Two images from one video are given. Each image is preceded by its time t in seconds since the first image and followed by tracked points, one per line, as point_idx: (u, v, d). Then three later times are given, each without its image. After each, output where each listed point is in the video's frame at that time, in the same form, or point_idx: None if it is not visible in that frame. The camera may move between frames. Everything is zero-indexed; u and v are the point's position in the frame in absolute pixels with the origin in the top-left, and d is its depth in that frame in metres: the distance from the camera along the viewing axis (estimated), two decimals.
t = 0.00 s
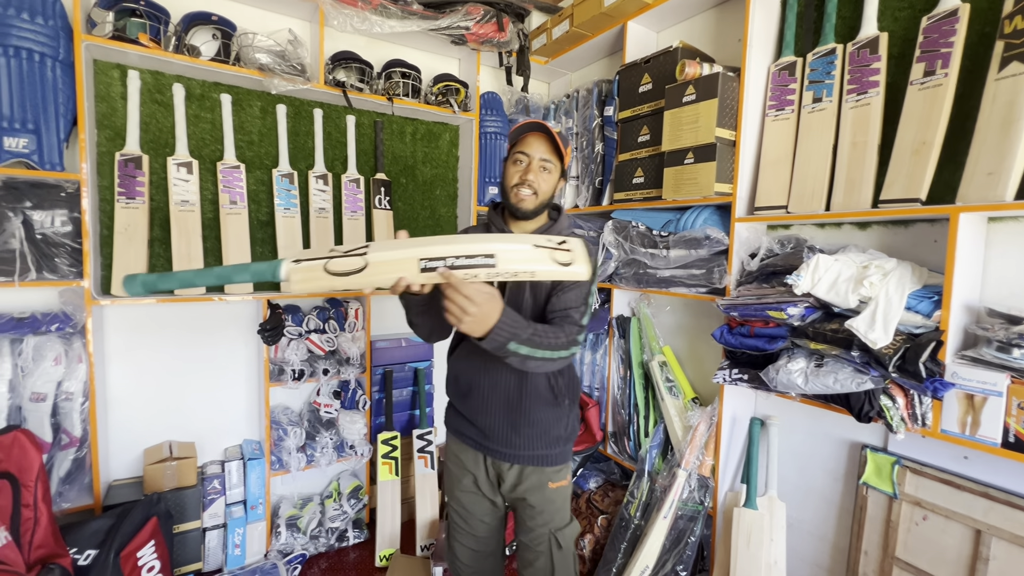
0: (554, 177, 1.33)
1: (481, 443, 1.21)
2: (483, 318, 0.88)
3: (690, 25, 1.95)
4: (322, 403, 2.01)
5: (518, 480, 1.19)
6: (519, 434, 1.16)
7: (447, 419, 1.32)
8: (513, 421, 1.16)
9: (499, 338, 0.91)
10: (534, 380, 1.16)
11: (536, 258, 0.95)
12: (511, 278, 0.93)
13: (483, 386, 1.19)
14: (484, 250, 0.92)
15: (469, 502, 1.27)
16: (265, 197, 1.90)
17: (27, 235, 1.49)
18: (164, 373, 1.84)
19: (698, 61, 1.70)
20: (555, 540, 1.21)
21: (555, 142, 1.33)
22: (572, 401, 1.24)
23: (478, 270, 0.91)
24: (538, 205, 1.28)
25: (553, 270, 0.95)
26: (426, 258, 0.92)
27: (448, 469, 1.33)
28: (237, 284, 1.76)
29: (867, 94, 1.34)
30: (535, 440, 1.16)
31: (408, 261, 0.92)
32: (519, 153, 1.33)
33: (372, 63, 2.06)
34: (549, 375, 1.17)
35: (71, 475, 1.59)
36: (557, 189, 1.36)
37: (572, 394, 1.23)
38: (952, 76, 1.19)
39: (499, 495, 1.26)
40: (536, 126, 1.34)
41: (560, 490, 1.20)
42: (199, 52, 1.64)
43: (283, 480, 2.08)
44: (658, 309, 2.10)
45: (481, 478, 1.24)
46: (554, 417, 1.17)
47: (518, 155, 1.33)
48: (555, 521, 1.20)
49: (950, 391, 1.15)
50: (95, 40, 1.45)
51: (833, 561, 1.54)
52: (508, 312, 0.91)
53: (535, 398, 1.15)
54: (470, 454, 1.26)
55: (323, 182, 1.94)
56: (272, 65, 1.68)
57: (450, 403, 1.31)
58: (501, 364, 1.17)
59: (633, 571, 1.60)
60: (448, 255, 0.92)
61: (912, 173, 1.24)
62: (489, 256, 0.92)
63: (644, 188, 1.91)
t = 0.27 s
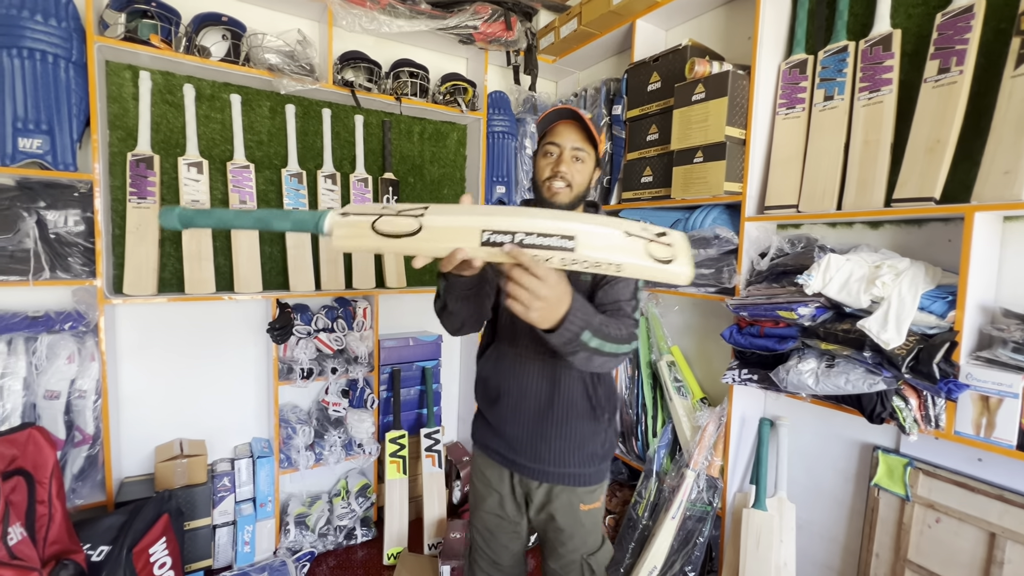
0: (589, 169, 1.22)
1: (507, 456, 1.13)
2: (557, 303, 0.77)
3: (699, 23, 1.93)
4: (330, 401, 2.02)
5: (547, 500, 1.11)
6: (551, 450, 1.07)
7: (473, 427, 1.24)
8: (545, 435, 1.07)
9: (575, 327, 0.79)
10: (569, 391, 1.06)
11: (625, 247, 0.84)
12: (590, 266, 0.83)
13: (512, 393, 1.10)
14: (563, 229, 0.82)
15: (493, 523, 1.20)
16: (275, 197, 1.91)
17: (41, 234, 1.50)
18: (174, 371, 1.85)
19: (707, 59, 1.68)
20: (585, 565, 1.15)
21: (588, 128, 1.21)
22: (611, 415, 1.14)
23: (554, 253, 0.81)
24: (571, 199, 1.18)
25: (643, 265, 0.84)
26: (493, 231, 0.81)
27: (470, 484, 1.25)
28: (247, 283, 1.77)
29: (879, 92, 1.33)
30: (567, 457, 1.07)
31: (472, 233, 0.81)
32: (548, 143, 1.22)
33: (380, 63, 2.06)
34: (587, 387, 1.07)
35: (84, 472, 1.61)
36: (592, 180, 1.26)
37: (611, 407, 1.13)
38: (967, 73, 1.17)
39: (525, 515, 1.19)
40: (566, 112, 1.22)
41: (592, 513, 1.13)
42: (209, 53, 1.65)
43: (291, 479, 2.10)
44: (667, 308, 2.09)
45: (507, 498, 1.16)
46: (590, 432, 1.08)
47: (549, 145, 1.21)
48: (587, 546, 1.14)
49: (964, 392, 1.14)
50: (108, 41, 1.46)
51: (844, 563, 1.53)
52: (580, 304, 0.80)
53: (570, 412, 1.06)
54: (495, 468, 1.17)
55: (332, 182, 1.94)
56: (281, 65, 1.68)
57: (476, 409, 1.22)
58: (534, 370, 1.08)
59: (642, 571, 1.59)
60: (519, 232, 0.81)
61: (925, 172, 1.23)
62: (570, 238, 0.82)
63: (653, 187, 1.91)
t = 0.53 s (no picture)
0: (612, 158, 1.21)
1: (527, 464, 1.12)
2: (601, 302, 0.73)
3: (705, 21, 1.92)
4: (335, 400, 2.02)
5: (567, 511, 1.10)
6: (574, 460, 1.07)
7: (491, 434, 1.24)
8: (568, 444, 1.07)
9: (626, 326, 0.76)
10: (595, 400, 1.06)
11: (684, 242, 0.83)
12: (645, 262, 0.82)
13: (536, 400, 1.10)
14: (617, 222, 0.82)
15: (505, 532, 1.18)
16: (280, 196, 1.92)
17: (48, 234, 1.51)
18: (179, 370, 1.86)
19: (713, 57, 1.67)
20: None
21: (610, 117, 1.20)
22: (638, 428, 1.13)
23: (606, 246, 0.80)
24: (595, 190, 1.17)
25: (702, 262, 0.83)
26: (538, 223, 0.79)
27: (485, 492, 1.24)
28: (252, 282, 1.78)
29: (888, 90, 1.31)
30: (591, 468, 1.07)
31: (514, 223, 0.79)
32: (570, 134, 1.21)
33: (384, 62, 2.06)
34: (613, 397, 1.06)
35: (91, 469, 1.62)
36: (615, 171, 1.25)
37: (638, 420, 1.12)
38: (977, 71, 1.16)
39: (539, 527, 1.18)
40: (587, 101, 1.21)
41: (613, 527, 1.12)
42: (215, 53, 1.65)
43: (296, 477, 2.10)
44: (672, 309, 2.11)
45: (522, 506, 1.16)
46: (615, 443, 1.07)
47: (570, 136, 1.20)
48: (605, 560, 1.12)
49: (973, 394, 1.13)
50: (114, 41, 1.47)
51: (850, 565, 1.51)
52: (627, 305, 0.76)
53: (595, 421, 1.06)
54: (512, 477, 1.16)
55: (336, 181, 1.94)
56: (286, 65, 1.68)
57: (496, 415, 1.22)
58: (559, 378, 1.08)
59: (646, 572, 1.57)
60: (566, 223, 0.80)
61: (935, 171, 1.22)
62: (626, 231, 0.81)
63: (658, 187, 1.90)
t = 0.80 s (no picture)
0: (630, 154, 1.20)
1: (538, 471, 1.11)
2: (616, 316, 0.71)
3: (709, 21, 1.91)
4: (338, 400, 2.02)
5: (578, 519, 1.10)
6: (587, 469, 1.06)
7: (502, 440, 1.23)
8: (581, 452, 1.06)
9: (647, 337, 0.74)
10: (609, 408, 1.05)
11: (710, 241, 0.82)
12: (670, 264, 0.81)
13: (548, 408, 1.09)
14: (638, 225, 0.80)
15: (511, 537, 1.18)
16: (283, 196, 1.92)
17: (53, 233, 1.52)
18: (183, 370, 1.86)
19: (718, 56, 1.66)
20: None
21: (626, 112, 1.19)
22: (653, 437, 1.12)
23: (627, 251, 0.79)
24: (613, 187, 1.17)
25: (730, 260, 0.81)
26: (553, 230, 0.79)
27: (492, 496, 1.24)
28: (256, 282, 1.78)
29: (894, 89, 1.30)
30: (604, 477, 1.06)
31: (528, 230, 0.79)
32: (586, 131, 1.20)
33: (388, 62, 2.06)
34: (627, 405, 1.06)
35: (95, 468, 1.63)
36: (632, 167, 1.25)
37: (654, 429, 1.11)
38: (985, 70, 1.15)
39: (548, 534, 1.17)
40: (603, 96, 1.20)
41: (625, 536, 1.11)
42: (218, 53, 1.65)
43: (299, 477, 2.11)
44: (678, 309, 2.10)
45: (530, 511, 1.16)
46: (629, 452, 1.07)
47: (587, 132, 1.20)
48: (615, 568, 1.12)
49: (981, 396, 1.11)
50: (119, 41, 1.47)
51: (855, 567, 1.51)
52: (647, 317, 0.75)
53: (609, 429, 1.05)
54: (522, 483, 1.16)
55: (339, 181, 1.94)
56: (290, 65, 1.68)
57: (508, 420, 1.22)
58: (573, 385, 1.07)
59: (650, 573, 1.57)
60: (583, 228, 0.79)
61: (942, 170, 1.21)
62: (650, 233, 0.80)
63: (662, 187, 1.89)
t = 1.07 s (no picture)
0: (638, 154, 1.20)
1: (543, 475, 1.11)
2: (640, 332, 0.73)
3: (711, 21, 1.91)
4: (339, 400, 2.02)
5: (582, 524, 1.10)
6: (593, 474, 1.06)
7: (506, 443, 1.23)
8: (587, 458, 1.06)
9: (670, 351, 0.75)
10: (616, 414, 1.05)
11: (736, 257, 0.82)
12: (692, 279, 0.81)
13: (555, 412, 1.09)
14: (663, 238, 0.80)
15: (515, 541, 1.18)
16: (285, 196, 1.92)
17: (55, 233, 1.52)
18: (185, 370, 1.87)
19: (720, 57, 1.66)
20: None
21: (632, 111, 1.19)
22: (659, 442, 1.12)
23: (649, 264, 0.79)
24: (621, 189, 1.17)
25: (755, 278, 0.81)
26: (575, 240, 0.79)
27: (496, 499, 1.23)
28: (257, 282, 1.78)
29: (897, 89, 1.30)
30: (611, 483, 1.06)
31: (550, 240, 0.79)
32: (593, 132, 1.19)
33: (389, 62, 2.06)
34: (634, 411, 1.05)
35: (97, 468, 1.63)
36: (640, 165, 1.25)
37: (661, 434, 1.11)
38: (989, 70, 1.14)
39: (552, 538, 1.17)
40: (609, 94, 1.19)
41: (630, 542, 1.11)
42: (220, 53, 1.66)
43: (301, 477, 2.11)
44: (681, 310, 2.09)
45: (534, 515, 1.16)
46: (636, 458, 1.06)
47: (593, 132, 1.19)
48: (618, 572, 1.12)
49: (985, 397, 1.11)
50: (121, 42, 1.47)
51: (857, 569, 1.50)
52: (672, 331, 0.76)
53: (616, 435, 1.05)
54: (526, 488, 1.16)
55: (341, 181, 1.94)
56: (291, 65, 1.69)
57: (512, 424, 1.22)
58: (579, 390, 1.07)
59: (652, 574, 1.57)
60: (604, 240, 0.79)
61: (945, 171, 1.20)
62: (673, 247, 0.80)
63: (664, 187, 1.89)
